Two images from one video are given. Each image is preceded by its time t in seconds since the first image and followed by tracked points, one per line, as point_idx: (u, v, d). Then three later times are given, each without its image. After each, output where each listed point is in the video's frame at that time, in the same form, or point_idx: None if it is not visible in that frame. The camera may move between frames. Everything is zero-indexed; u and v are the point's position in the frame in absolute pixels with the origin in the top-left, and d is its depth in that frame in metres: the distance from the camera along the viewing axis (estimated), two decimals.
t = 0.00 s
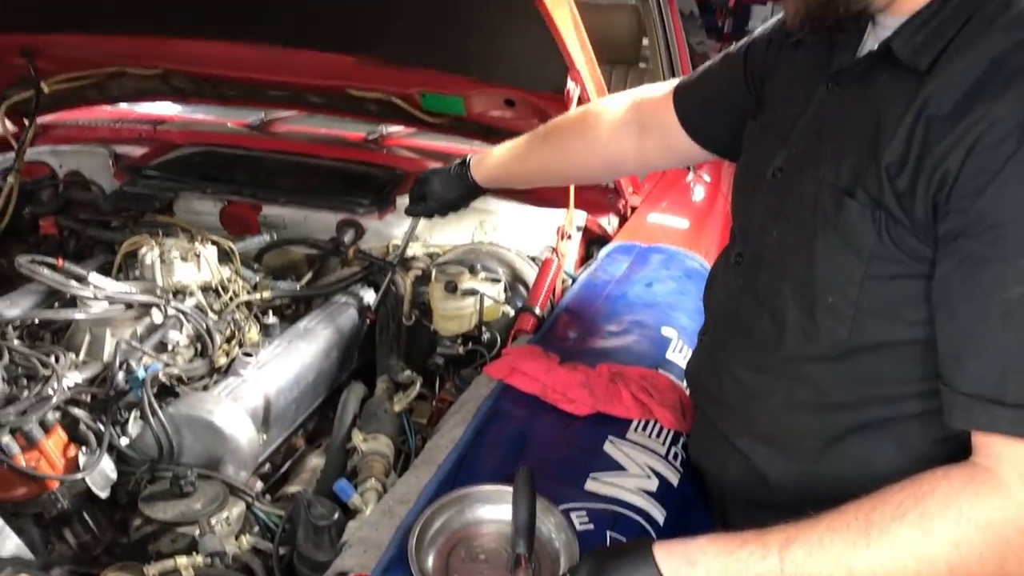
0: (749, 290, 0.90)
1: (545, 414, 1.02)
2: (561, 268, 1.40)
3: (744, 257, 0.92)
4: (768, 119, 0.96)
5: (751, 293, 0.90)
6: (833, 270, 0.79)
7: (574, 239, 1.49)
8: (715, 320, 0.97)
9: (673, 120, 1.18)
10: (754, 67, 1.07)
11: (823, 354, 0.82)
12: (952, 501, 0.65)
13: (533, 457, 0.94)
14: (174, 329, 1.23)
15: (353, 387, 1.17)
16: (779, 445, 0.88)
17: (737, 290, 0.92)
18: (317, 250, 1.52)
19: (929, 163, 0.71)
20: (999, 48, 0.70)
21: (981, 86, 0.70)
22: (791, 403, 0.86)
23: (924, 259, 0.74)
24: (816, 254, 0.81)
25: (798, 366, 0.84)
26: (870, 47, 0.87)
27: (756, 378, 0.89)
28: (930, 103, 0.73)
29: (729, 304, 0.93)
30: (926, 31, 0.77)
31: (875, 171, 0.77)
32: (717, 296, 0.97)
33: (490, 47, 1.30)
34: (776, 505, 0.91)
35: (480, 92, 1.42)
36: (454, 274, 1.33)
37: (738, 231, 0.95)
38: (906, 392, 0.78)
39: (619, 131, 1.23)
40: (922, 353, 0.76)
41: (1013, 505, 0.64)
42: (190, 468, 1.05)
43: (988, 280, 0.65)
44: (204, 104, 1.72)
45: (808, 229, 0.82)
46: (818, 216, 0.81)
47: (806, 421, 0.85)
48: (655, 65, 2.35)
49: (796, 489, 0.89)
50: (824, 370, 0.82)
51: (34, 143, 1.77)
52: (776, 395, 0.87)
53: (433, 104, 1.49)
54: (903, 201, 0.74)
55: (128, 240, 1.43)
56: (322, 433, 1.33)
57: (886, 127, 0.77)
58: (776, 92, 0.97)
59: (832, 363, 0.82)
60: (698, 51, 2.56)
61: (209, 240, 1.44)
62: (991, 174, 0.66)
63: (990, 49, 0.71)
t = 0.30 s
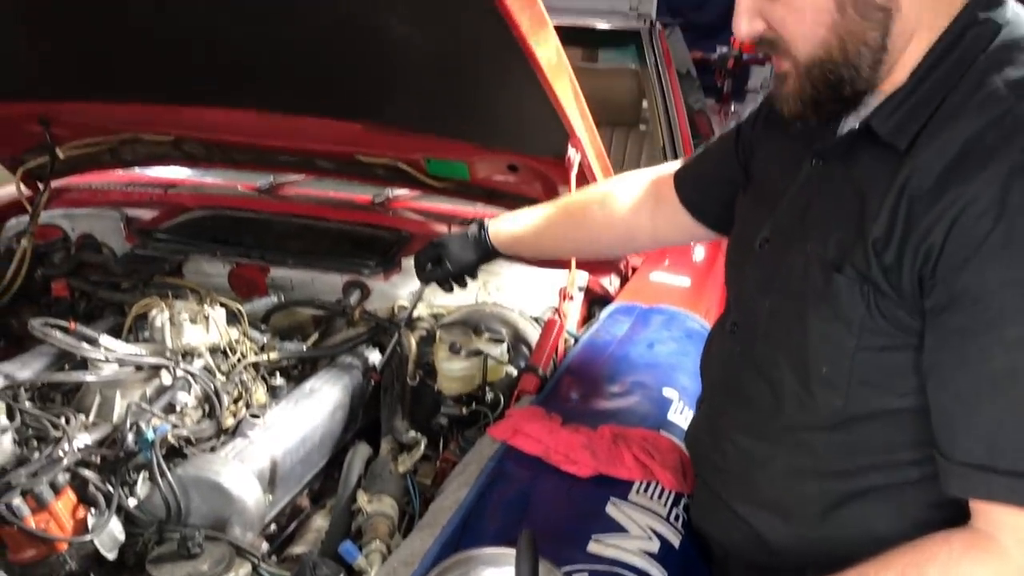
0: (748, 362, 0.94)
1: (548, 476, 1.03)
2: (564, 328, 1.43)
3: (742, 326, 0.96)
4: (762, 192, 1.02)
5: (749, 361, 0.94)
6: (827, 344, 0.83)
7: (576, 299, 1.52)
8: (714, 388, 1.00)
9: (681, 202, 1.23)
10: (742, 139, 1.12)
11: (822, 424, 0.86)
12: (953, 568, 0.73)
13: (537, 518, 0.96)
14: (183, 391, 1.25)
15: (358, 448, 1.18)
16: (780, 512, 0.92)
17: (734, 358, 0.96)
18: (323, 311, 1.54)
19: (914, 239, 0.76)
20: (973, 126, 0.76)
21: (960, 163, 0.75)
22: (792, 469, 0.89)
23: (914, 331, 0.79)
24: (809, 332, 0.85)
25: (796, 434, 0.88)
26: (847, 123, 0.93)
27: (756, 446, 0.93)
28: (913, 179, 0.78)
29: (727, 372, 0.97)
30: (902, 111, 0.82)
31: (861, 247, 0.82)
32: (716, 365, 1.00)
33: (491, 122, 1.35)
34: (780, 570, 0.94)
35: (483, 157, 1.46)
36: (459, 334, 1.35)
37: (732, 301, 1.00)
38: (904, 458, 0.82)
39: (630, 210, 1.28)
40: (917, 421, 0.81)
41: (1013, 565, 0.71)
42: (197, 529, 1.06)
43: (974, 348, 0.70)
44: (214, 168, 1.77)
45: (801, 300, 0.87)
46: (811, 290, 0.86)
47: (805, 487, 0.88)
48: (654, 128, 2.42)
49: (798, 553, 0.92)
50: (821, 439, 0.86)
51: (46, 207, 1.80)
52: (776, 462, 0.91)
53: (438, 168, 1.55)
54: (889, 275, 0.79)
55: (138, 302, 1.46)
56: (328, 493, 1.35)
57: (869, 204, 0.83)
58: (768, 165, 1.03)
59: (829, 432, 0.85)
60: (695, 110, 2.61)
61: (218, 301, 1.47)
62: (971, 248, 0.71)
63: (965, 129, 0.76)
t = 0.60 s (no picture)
0: (752, 415, 0.96)
1: (553, 527, 1.05)
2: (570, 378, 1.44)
3: (743, 380, 0.98)
4: (756, 249, 1.05)
5: (751, 414, 0.96)
6: (839, 394, 0.85)
7: (581, 350, 1.54)
8: (716, 441, 1.02)
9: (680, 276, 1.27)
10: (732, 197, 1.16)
11: (837, 474, 0.88)
12: None
13: (541, 569, 0.98)
14: (192, 441, 1.25)
15: (365, 498, 1.21)
16: (792, 562, 0.94)
17: (737, 411, 0.98)
18: (331, 362, 1.57)
19: (932, 290, 0.78)
20: (980, 177, 0.78)
21: (974, 213, 0.77)
22: (804, 521, 0.91)
23: (933, 379, 0.81)
24: (821, 386, 0.87)
25: (805, 485, 0.90)
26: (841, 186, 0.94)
27: (765, 498, 0.94)
28: (926, 233, 0.80)
29: (730, 425, 0.99)
30: (904, 166, 0.85)
31: (877, 296, 0.83)
32: (719, 418, 1.02)
33: (496, 178, 1.38)
34: None
35: (489, 211, 1.50)
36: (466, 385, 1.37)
37: (730, 355, 1.02)
38: (919, 505, 0.84)
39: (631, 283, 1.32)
40: (935, 467, 0.83)
41: None
42: None
43: (1011, 394, 0.73)
44: (224, 221, 1.80)
45: (808, 351, 0.89)
46: (818, 341, 0.88)
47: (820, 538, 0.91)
48: (659, 179, 2.45)
49: None
50: (833, 489, 0.88)
51: (61, 258, 1.84)
52: (783, 516, 0.93)
53: (446, 222, 1.58)
54: (908, 323, 0.81)
55: (150, 352, 1.48)
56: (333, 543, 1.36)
57: (884, 253, 0.84)
58: (765, 221, 1.06)
59: (840, 482, 0.88)
60: (699, 161, 2.65)
61: (228, 351, 1.49)
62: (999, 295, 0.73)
63: (973, 181, 0.78)
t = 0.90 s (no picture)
0: (766, 447, 0.97)
1: (556, 560, 1.05)
2: (574, 412, 1.44)
3: (756, 413, 0.98)
4: (755, 283, 1.06)
5: (769, 442, 0.97)
6: (875, 415, 0.87)
7: (585, 384, 1.55)
8: (725, 475, 1.02)
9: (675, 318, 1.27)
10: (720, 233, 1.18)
11: (865, 499, 0.89)
12: None
13: None
14: (198, 472, 1.27)
15: (370, 531, 1.21)
16: None
17: (751, 443, 0.99)
18: (336, 395, 1.58)
19: (982, 311, 0.80)
20: (1017, 203, 0.82)
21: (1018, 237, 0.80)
22: (829, 550, 0.92)
23: (977, 402, 0.84)
24: (851, 402, 0.89)
25: (830, 514, 0.91)
26: (853, 216, 0.98)
27: (789, 529, 0.94)
28: (969, 255, 0.83)
29: (744, 457, 1.00)
30: (929, 191, 0.89)
31: (919, 318, 0.86)
32: (729, 451, 1.02)
33: (503, 213, 1.40)
34: None
35: (495, 245, 1.52)
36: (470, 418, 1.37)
37: (738, 388, 1.02)
38: (939, 535, 0.86)
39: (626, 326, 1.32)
40: (971, 490, 0.85)
41: None
42: None
43: None
44: (232, 253, 1.81)
45: (832, 377, 0.91)
46: (849, 364, 0.90)
47: (843, 569, 0.91)
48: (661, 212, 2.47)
49: None
50: (863, 514, 0.89)
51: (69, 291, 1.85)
52: (810, 545, 0.93)
53: (451, 256, 1.60)
54: (953, 345, 0.84)
55: (155, 385, 1.48)
56: None
57: (925, 274, 0.86)
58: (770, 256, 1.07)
59: (872, 507, 0.88)
60: (703, 194, 2.67)
61: (233, 384, 1.50)
62: None
63: (1009, 206, 0.82)
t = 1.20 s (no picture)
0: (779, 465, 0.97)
1: None
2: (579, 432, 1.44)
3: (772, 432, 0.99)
4: (766, 300, 1.07)
5: (787, 457, 0.97)
6: (902, 428, 0.89)
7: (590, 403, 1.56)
8: (739, 494, 1.02)
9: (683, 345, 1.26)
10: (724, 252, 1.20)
11: (891, 515, 0.89)
12: None
13: None
14: (204, 491, 1.26)
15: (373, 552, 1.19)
16: None
17: (767, 460, 0.99)
18: (342, 413, 1.59)
19: (1013, 326, 0.83)
20: None
21: None
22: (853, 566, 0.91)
23: (1004, 417, 0.87)
24: (879, 415, 0.90)
25: (852, 531, 0.91)
26: (862, 232, 0.99)
27: (810, 547, 0.94)
28: (995, 272, 0.85)
29: (759, 478, 0.99)
30: (944, 213, 0.91)
31: (944, 334, 0.88)
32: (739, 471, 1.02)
33: (508, 233, 1.40)
34: None
35: (500, 264, 1.53)
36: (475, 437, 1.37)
37: (752, 406, 1.03)
38: (963, 550, 0.86)
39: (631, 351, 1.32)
40: (997, 504, 0.87)
41: None
42: None
43: None
44: (239, 272, 1.82)
45: (852, 392, 0.92)
46: (874, 378, 0.91)
47: None
48: (666, 231, 2.48)
49: None
50: (888, 530, 0.89)
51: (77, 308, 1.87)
52: (833, 561, 0.92)
53: (456, 275, 1.61)
54: (980, 362, 0.86)
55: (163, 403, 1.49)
56: None
57: (949, 292, 0.88)
58: (776, 277, 1.07)
59: (901, 522, 0.88)
60: (707, 214, 2.68)
61: (240, 403, 1.50)
62: None
63: None
